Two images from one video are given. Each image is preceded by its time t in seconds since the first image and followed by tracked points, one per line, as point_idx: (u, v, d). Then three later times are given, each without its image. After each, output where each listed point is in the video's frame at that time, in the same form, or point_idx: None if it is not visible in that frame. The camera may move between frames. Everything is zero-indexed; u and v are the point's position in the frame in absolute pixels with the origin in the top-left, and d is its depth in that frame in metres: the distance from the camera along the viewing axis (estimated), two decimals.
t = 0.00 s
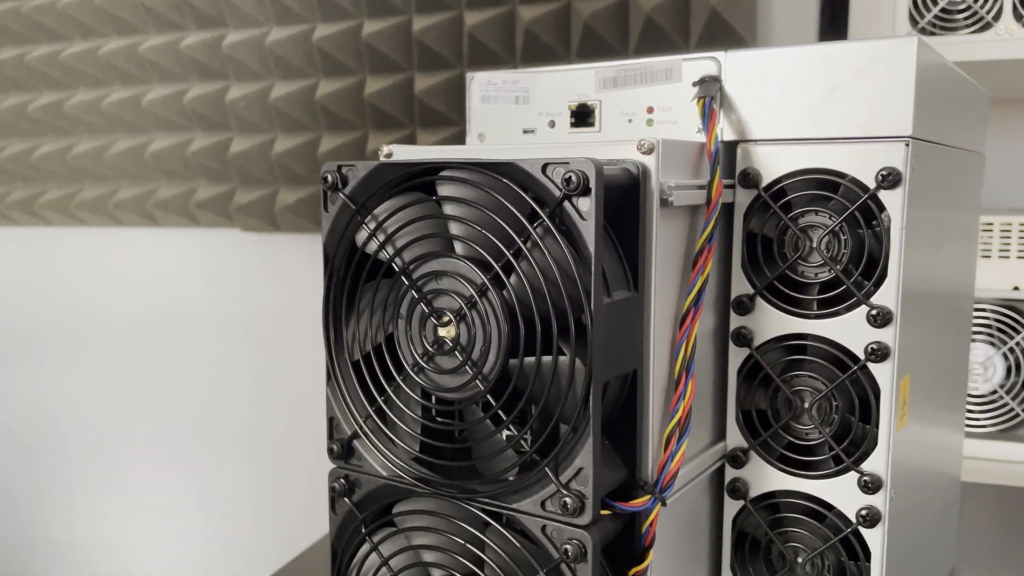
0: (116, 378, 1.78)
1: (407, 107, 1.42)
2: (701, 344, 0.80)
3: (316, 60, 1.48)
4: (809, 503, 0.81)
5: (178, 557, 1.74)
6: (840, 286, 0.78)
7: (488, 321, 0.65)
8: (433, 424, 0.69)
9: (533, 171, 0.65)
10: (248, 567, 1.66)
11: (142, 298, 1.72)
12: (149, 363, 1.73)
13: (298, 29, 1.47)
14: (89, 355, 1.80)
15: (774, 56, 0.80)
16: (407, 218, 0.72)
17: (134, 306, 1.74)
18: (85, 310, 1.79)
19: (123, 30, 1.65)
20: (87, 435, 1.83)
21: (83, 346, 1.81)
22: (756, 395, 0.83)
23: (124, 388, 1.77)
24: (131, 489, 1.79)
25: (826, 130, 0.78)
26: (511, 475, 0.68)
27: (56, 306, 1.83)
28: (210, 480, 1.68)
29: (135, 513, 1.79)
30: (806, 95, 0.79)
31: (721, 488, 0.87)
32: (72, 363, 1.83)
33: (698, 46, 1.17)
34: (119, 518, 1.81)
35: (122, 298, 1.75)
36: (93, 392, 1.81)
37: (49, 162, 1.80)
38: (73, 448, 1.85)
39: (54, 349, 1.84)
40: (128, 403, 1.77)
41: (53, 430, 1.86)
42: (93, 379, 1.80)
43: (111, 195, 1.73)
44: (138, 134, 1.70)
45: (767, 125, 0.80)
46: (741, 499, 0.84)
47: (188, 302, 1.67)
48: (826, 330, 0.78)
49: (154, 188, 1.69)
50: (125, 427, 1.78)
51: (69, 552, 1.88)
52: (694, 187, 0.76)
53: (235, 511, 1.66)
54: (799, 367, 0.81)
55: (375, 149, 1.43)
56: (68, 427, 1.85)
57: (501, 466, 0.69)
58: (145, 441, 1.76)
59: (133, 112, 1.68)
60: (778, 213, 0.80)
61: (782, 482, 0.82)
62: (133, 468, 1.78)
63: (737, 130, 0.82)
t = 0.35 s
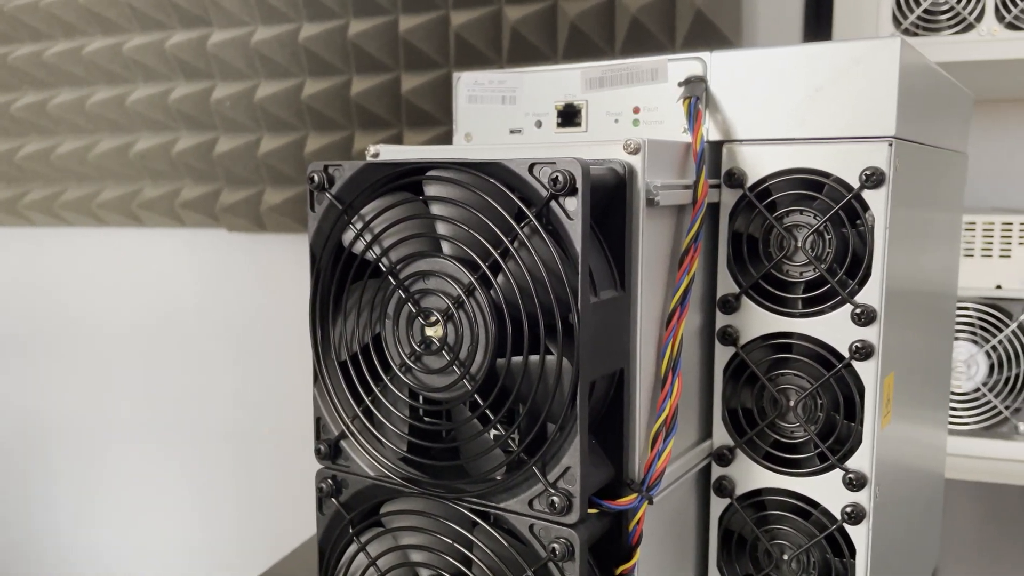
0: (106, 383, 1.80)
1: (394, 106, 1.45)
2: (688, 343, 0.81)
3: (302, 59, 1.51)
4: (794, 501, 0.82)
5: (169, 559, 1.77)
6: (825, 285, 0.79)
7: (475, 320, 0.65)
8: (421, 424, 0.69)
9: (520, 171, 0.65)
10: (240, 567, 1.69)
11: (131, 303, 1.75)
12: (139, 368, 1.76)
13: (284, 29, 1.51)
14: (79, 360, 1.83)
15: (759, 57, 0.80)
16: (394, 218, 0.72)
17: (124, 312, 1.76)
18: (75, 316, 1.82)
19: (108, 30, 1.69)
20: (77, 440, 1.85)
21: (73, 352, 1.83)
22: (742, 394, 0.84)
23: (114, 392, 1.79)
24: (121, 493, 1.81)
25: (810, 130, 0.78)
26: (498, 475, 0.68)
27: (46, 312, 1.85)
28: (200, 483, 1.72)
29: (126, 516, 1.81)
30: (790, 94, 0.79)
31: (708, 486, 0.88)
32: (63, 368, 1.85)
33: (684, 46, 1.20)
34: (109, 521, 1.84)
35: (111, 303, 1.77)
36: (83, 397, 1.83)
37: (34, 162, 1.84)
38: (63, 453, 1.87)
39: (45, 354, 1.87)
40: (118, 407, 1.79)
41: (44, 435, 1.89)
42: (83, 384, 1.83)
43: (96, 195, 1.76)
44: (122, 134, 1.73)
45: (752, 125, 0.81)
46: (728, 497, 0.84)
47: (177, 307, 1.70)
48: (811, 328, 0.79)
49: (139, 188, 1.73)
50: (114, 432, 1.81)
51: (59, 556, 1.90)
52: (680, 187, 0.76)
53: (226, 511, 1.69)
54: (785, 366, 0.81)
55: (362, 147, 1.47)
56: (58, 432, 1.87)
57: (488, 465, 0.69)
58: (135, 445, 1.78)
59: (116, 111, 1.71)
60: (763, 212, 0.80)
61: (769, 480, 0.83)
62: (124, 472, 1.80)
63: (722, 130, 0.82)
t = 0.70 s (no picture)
0: (90, 386, 1.81)
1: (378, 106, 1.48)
2: (672, 342, 0.81)
3: (285, 59, 1.53)
4: (778, 498, 0.83)
5: (154, 560, 1.79)
6: (807, 284, 0.80)
7: (461, 320, 0.65)
8: (406, 424, 0.69)
9: (505, 171, 0.65)
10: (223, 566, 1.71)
11: (114, 306, 1.76)
12: (123, 370, 1.78)
13: (268, 28, 1.53)
14: (62, 364, 1.84)
15: (743, 57, 0.81)
16: (380, 218, 0.72)
17: (107, 314, 1.78)
18: (58, 319, 1.83)
19: (89, 29, 1.70)
20: (60, 442, 1.86)
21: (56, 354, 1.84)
22: (726, 392, 0.85)
23: (97, 395, 1.81)
24: (104, 495, 1.82)
25: (793, 130, 0.79)
26: (484, 474, 0.68)
27: (29, 316, 1.86)
28: (183, 483, 1.74)
29: (109, 517, 1.83)
30: (773, 94, 0.80)
31: (692, 483, 0.88)
32: (48, 370, 1.86)
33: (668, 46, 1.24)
34: (91, 524, 1.85)
35: (93, 305, 1.79)
36: (66, 400, 1.84)
37: (13, 161, 1.85)
38: (44, 456, 1.88)
39: (30, 356, 1.88)
40: (102, 409, 1.81)
41: (24, 437, 1.90)
42: (67, 387, 1.84)
43: (77, 196, 1.78)
44: (104, 134, 1.75)
45: (735, 125, 0.81)
46: (712, 494, 0.85)
47: (159, 309, 1.71)
48: (794, 328, 0.80)
49: (121, 188, 1.74)
50: (98, 434, 1.82)
51: (42, 559, 1.91)
52: (665, 187, 0.76)
53: (208, 511, 1.72)
54: (768, 364, 0.82)
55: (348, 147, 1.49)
56: (41, 435, 1.89)
57: (474, 465, 0.70)
58: (119, 447, 1.80)
59: (98, 112, 1.72)
60: (746, 212, 0.81)
61: (752, 478, 0.83)
62: (107, 473, 1.82)
63: (706, 131, 0.83)
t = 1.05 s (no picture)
0: (83, 386, 1.88)
1: (362, 106, 1.52)
2: (657, 341, 0.82)
3: (270, 58, 1.58)
4: (761, 495, 0.83)
5: (142, 553, 1.87)
6: (790, 283, 0.81)
7: (448, 320, 0.65)
8: (392, 424, 0.69)
9: (491, 171, 0.65)
10: (207, 561, 1.80)
11: (105, 308, 1.83)
12: (115, 369, 1.84)
13: (252, 28, 1.58)
14: (55, 364, 1.91)
15: (727, 58, 0.81)
16: (366, 219, 0.72)
17: (101, 315, 1.84)
18: (52, 320, 1.90)
19: (72, 29, 1.77)
20: (53, 439, 1.94)
21: (50, 354, 1.91)
22: (710, 390, 0.85)
23: (89, 393, 1.88)
24: (96, 490, 1.90)
25: (776, 131, 0.80)
26: (470, 473, 0.69)
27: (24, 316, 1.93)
28: (170, 480, 1.81)
29: (101, 511, 1.91)
30: (757, 92, 0.80)
31: (677, 481, 0.89)
32: (46, 370, 1.92)
33: (653, 48, 1.27)
34: (83, 516, 1.93)
35: (85, 306, 1.85)
36: (59, 398, 1.92)
37: None
38: (40, 452, 1.96)
39: (30, 356, 1.94)
40: (93, 407, 1.88)
41: (24, 436, 1.97)
42: (64, 385, 1.91)
43: (60, 196, 1.85)
44: (89, 134, 1.81)
45: (718, 125, 0.82)
46: (697, 492, 0.86)
47: (147, 312, 1.78)
48: (778, 326, 0.81)
49: (104, 188, 1.81)
50: (91, 431, 1.89)
51: (36, 549, 1.99)
52: (649, 187, 0.77)
53: (194, 507, 1.79)
54: (751, 363, 0.83)
55: (332, 146, 1.54)
56: (38, 432, 1.96)
57: (461, 463, 0.70)
58: (111, 443, 1.87)
59: (80, 111, 1.79)
60: (730, 212, 0.81)
61: (737, 476, 0.84)
62: (99, 469, 1.89)
63: (690, 131, 0.83)
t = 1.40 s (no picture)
0: (64, 389, 1.88)
1: (347, 107, 1.53)
2: (641, 341, 0.82)
3: (252, 59, 1.58)
4: (745, 493, 0.84)
5: (124, 556, 1.87)
6: (772, 283, 0.81)
7: (432, 320, 0.65)
8: (377, 425, 0.69)
9: (475, 171, 0.65)
10: (189, 566, 1.80)
11: (87, 311, 1.83)
12: (96, 372, 1.84)
13: (235, 28, 1.58)
14: (35, 366, 1.90)
15: (709, 58, 0.82)
16: (349, 220, 0.72)
17: (87, 317, 1.83)
18: (36, 323, 1.89)
19: (52, 28, 1.76)
20: (33, 441, 1.93)
21: (31, 357, 1.91)
22: (694, 389, 0.86)
23: (71, 397, 1.87)
24: (76, 494, 1.90)
25: (758, 130, 0.80)
26: (456, 473, 0.69)
27: (7, 319, 1.92)
28: (158, 482, 1.81)
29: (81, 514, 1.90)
30: (738, 91, 0.81)
31: (662, 479, 0.90)
32: (30, 372, 1.91)
33: (636, 48, 1.28)
34: (66, 520, 1.92)
35: (70, 308, 1.84)
36: (41, 401, 1.91)
37: None
38: (19, 455, 1.95)
39: (14, 359, 1.93)
40: (76, 411, 1.87)
41: (9, 440, 1.96)
42: (49, 388, 1.90)
43: (40, 197, 1.84)
44: (70, 134, 1.81)
45: (701, 125, 0.82)
46: (681, 490, 0.86)
47: (134, 313, 1.78)
48: (761, 325, 0.81)
49: (87, 189, 1.80)
50: (73, 435, 1.89)
51: (19, 553, 1.98)
52: (633, 187, 0.77)
53: (182, 509, 1.79)
54: (735, 362, 0.83)
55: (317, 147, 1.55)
56: (23, 435, 1.95)
57: (446, 464, 0.70)
58: (93, 447, 1.87)
59: (60, 111, 1.79)
60: (713, 212, 0.82)
61: (720, 474, 0.85)
62: (80, 472, 1.89)
63: (673, 132, 0.84)
